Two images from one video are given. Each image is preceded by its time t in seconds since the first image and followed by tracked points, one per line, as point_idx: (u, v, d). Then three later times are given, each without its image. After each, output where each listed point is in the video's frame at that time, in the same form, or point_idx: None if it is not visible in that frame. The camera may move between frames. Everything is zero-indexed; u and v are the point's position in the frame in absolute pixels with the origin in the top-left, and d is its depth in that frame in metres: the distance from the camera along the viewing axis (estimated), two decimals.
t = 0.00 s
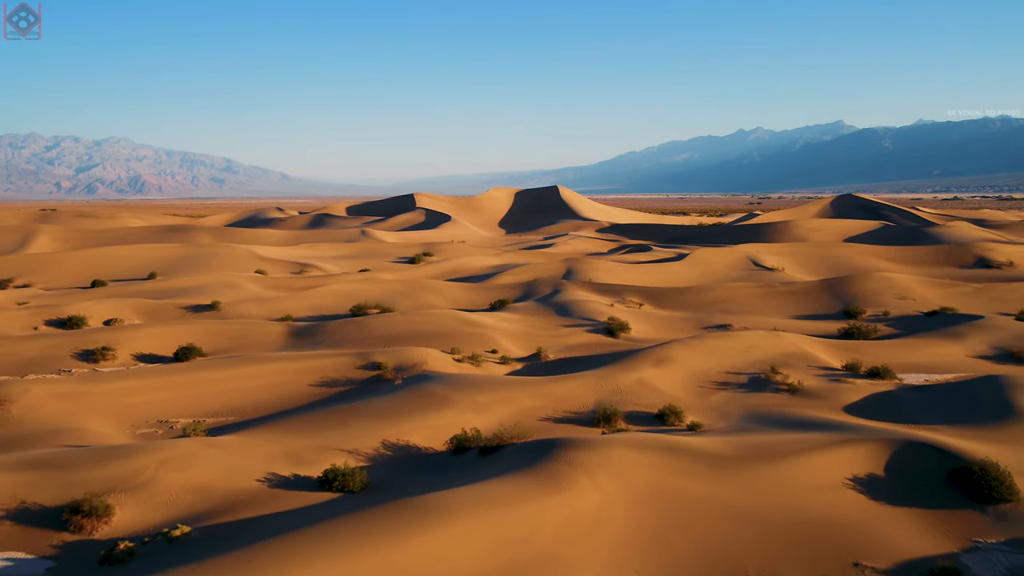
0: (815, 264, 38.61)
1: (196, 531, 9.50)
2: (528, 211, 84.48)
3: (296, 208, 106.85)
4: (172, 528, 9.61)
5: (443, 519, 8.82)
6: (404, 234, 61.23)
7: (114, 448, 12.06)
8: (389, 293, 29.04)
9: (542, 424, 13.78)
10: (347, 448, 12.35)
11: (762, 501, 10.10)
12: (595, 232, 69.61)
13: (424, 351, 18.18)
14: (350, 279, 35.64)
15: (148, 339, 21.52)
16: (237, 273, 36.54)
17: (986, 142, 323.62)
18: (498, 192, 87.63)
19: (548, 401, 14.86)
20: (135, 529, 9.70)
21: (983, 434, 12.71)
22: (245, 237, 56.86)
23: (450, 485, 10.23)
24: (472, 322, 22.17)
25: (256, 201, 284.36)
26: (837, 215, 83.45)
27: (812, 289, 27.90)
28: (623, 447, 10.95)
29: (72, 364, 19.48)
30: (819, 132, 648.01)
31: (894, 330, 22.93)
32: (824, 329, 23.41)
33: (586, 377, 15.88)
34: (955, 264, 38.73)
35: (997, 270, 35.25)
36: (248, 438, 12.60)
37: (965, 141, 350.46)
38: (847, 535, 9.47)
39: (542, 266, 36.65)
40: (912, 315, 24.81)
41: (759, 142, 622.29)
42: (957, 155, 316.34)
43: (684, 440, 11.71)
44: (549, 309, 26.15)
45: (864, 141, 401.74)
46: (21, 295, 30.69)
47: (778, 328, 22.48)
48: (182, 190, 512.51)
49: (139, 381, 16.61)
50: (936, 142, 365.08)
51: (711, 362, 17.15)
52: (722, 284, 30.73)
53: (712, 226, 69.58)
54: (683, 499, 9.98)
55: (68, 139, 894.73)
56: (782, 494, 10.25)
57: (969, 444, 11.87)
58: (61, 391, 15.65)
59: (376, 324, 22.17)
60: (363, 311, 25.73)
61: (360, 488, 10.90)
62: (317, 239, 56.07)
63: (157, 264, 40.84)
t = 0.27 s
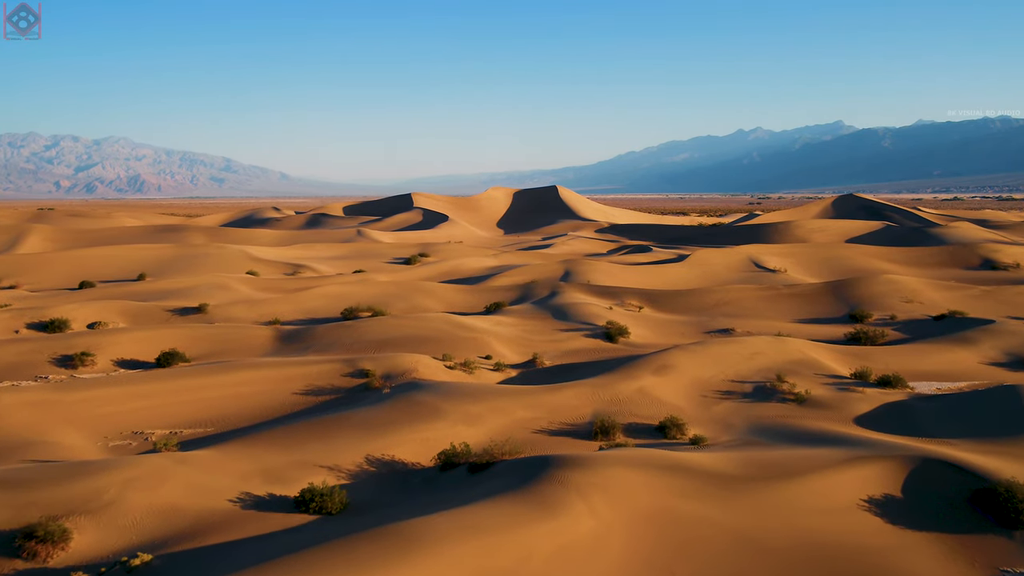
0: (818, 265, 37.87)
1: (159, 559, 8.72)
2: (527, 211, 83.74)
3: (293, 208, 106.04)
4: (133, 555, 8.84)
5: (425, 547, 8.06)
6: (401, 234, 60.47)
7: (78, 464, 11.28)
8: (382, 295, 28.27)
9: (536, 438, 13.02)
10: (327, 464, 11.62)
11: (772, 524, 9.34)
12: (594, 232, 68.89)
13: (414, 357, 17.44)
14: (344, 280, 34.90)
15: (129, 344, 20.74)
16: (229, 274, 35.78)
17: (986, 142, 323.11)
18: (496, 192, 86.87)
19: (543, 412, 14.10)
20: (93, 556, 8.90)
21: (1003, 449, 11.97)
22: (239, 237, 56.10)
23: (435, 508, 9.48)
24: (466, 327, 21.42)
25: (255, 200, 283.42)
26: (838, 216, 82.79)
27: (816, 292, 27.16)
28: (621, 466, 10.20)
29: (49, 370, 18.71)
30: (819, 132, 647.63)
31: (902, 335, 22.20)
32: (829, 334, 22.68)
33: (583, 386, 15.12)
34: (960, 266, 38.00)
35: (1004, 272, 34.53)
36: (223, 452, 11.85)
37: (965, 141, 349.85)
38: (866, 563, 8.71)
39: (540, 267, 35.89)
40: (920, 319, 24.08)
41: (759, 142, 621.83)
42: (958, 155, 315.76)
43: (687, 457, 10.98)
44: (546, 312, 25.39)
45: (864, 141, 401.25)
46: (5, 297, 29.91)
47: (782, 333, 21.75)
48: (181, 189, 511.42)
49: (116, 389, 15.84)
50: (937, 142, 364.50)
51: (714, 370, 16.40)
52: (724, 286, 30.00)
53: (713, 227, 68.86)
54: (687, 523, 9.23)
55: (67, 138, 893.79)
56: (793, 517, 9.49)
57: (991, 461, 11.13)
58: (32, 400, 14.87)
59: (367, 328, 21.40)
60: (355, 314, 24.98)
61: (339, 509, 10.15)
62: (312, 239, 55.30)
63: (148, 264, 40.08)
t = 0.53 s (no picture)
0: (821, 267, 37.17)
1: None
2: (526, 211, 83.05)
3: (291, 207, 105.33)
4: None
5: None
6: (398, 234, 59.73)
7: (39, 483, 10.50)
8: (375, 298, 27.52)
9: (529, 453, 12.28)
10: (306, 483, 10.85)
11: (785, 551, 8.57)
12: (593, 233, 68.19)
13: (404, 365, 16.69)
14: (337, 282, 34.15)
15: (111, 349, 19.98)
16: (220, 275, 35.01)
17: (987, 142, 322.62)
18: (495, 191, 86.15)
19: (538, 424, 13.35)
20: None
21: None
22: (234, 237, 55.38)
23: (418, 536, 8.72)
24: (459, 332, 20.68)
25: (254, 199, 282.60)
26: (839, 216, 82.20)
27: (821, 295, 26.44)
28: (620, 488, 9.43)
29: (25, 378, 17.95)
30: (818, 132, 647.01)
31: (911, 340, 21.46)
32: (836, 339, 21.97)
33: (580, 396, 14.38)
34: (966, 267, 37.30)
35: (1011, 274, 33.86)
36: (195, 470, 11.10)
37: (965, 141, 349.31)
38: None
39: (538, 268, 35.15)
40: (928, 324, 23.36)
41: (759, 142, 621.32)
42: (958, 155, 315.16)
43: (691, 477, 10.22)
44: (543, 316, 24.66)
45: (864, 141, 400.78)
46: None
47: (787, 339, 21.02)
48: (181, 189, 510.72)
49: (90, 399, 15.07)
50: (937, 142, 363.92)
51: (718, 379, 15.66)
52: (726, 289, 29.28)
53: (713, 227, 68.17)
54: (692, 551, 8.45)
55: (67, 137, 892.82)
56: (809, 543, 8.71)
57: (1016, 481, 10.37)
58: None
59: (357, 334, 20.66)
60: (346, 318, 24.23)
61: (315, 534, 9.40)
62: (308, 239, 54.54)
63: (139, 265, 39.32)
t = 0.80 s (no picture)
0: (825, 269, 36.42)
1: None
2: (525, 211, 82.27)
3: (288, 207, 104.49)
4: None
5: None
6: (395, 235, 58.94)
7: None
8: (368, 301, 26.72)
9: (523, 471, 11.52)
10: (282, 506, 10.08)
11: None
12: (593, 233, 67.43)
13: (394, 373, 15.92)
14: (331, 284, 33.38)
15: (90, 355, 19.20)
16: (210, 276, 34.23)
17: (987, 142, 321.95)
18: (494, 191, 85.36)
19: (533, 438, 12.59)
20: None
21: None
22: (228, 237, 54.57)
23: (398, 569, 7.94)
24: (453, 338, 19.89)
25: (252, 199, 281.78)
26: (841, 216, 81.44)
27: (827, 298, 25.67)
28: (621, 516, 8.67)
29: None
30: (818, 132, 646.33)
31: (922, 346, 20.68)
32: (843, 345, 21.22)
33: (578, 408, 13.61)
34: (974, 269, 36.55)
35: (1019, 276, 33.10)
36: (163, 491, 10.32)
37: (966, 141, 348.71)
38: None
39: (536, 270, 34.36)
40: (938, 329, 22.61)
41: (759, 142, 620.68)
42: (958, 155, 314.51)
43: (696, 501, 9.45)
44: (541, 320, 23.88)
45: (864, 142, 400.14)
46: None
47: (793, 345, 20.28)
48: (180, 188, 509.82)
49: (61, 409, 14.29)
50: (938, 142, 363.25)
51: (723, 390, 14.90)
52: (729, 292, 28.54)
53: (714, 228, 67.41)
54: None
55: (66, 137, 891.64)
56: None
57: None
58: None
59: (347, 339, 19.87)
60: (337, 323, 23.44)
61: (288, 565, 8.62)
62: (303, 240, 53.75)
63: (129, 266, 38.53)
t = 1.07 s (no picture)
0: (829, 271, 35.68)
1: None
2: (524, 211, 81.52)
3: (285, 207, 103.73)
4: None
5: None
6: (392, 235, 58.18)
7: None
8: (361, 304, 25.95)
9: (517, 491, 10.75)
10: (255, 532, 9.30)
11: None
12: (592, 233, 66.68)
13: (383, 383, 15.15)
14: (324, 286, 32.61)
15: (68, 362, 18.41)
16: (201, 278, 33.43)
17: (987, 142, 321.32)
18: (493, 191, 84.63)
19: (527, 455, 11.82)
20: None
21: None
22: (223, 237, 53.79)
23: None
24: (447, 344, 19.10)
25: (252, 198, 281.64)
26: (843, 217, 80.72)
27: (833, 302, 24.90)
28: (621, 549, 7.89)
29: None
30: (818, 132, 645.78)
31: (933, 353, 19.91)
32: (851, 351, 20.47)
33: (575, 423, 12.82)
34: (980, 271, 35.81)
35: None
36: (126, 516, 9.53)
37: (966, 141, 348.18)
38: None
39: (534, 272, 33.59)
40: (948, 334, 21.86)
41: (759, 142, 620.17)
42: (959, 155, 313.94)
43: (704, 531, 8.66)
44: (538, 325, 23.10)
45: (864, 142, 399.56)
46: None
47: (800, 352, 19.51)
48: (179, 188, 508.83)
49: (29, 421, 13.51)
50: (938, 142, 362.70)
51: (728, 401, 14.13)
52: (732, 295, 27.78)
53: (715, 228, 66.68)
54: None
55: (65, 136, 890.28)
56: None
57: None
58: None
59: (336, 346, 19.10)
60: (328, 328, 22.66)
61: None
62: (298, 240, 52.97)
63: (119, 267, 37.73)
